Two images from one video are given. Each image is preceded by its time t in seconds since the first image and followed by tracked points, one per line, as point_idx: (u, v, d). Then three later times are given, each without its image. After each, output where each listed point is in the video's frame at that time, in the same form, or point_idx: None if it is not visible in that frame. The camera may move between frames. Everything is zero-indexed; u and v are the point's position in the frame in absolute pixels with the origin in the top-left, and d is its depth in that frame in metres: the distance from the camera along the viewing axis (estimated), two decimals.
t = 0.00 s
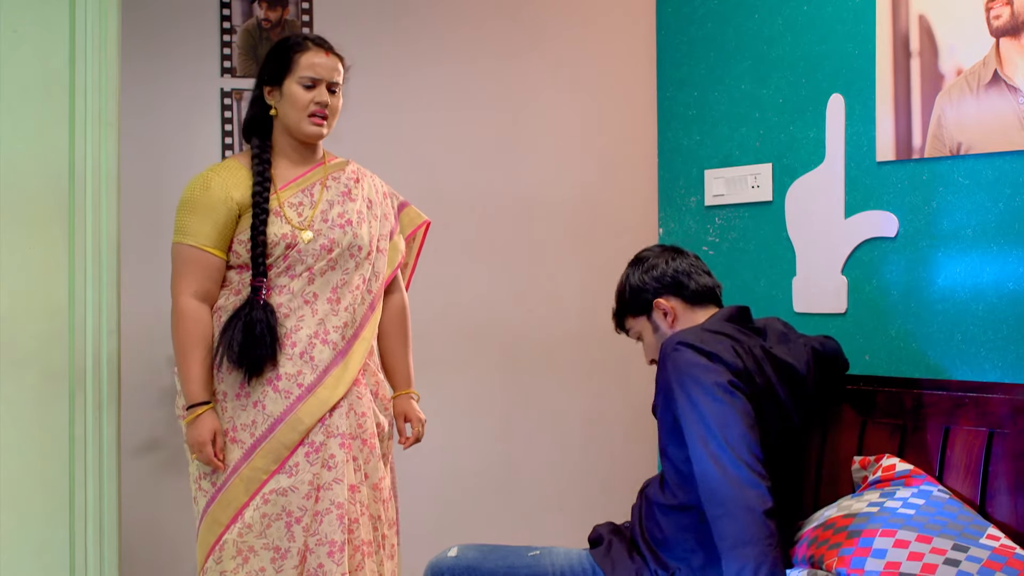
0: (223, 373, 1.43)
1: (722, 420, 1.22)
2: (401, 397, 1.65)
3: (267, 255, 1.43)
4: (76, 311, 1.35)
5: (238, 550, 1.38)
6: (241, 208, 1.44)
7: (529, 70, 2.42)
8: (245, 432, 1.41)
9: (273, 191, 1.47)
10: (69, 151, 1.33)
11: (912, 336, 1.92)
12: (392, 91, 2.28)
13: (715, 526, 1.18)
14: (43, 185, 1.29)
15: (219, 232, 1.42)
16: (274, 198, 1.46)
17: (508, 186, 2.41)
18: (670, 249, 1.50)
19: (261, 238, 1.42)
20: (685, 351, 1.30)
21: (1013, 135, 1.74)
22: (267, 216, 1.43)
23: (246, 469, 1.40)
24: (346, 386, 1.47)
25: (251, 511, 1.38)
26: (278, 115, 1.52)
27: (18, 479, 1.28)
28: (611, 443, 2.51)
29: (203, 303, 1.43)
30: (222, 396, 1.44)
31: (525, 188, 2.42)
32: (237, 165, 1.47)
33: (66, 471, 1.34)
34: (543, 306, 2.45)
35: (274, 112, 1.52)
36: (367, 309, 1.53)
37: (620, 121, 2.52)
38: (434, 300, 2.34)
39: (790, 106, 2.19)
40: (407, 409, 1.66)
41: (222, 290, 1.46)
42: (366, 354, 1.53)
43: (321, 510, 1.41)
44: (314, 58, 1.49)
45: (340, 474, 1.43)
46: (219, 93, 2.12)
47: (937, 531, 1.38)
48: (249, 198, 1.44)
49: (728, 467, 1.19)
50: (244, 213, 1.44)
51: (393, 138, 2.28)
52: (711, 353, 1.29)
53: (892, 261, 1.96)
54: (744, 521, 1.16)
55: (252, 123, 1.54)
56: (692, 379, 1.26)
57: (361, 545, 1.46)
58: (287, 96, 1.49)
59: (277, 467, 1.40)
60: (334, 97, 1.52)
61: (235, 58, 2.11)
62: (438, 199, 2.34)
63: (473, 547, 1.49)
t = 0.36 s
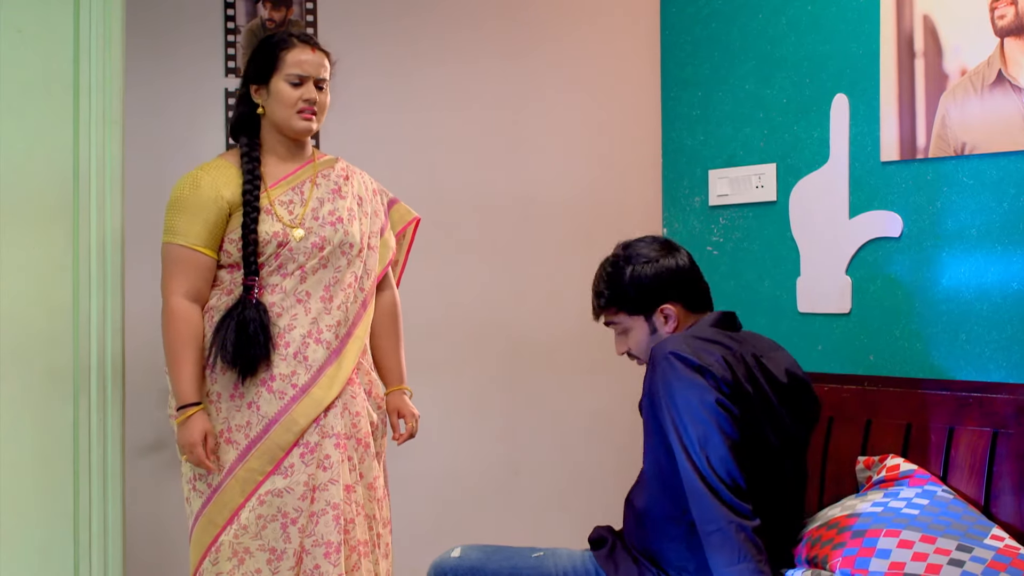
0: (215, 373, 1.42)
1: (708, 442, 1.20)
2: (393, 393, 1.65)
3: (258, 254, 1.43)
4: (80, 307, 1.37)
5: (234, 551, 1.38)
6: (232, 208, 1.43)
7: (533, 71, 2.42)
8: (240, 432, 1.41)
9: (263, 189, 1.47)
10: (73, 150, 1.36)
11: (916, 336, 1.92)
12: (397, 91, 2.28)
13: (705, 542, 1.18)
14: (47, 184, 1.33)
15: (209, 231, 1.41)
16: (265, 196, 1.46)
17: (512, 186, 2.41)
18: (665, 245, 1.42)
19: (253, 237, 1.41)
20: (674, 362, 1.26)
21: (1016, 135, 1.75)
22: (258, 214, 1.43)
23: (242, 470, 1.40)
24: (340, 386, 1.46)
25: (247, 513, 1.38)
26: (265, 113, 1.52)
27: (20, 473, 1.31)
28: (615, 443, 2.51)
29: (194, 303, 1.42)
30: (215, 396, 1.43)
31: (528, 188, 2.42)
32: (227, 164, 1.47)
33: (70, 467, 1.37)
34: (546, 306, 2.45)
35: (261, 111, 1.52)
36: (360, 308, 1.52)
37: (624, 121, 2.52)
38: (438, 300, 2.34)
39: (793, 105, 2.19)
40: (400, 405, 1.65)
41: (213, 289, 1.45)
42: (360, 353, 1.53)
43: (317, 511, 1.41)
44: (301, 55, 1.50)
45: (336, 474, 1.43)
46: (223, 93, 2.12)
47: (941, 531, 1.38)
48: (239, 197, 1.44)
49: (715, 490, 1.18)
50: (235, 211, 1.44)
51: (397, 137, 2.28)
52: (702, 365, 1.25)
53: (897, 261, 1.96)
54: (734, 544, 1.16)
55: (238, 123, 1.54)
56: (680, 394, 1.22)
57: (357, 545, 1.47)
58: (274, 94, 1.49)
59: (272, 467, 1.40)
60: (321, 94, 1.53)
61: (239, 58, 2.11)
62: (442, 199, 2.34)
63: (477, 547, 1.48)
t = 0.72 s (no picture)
0: (215, 373, 1.42)
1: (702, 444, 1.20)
2: (388, 392, 1.66)
3: (256, 253, 1.43)
4: (84, 308, 1.38)
5: (236, 552, 1.38)
6: (228, 207, 1.42)
7: (536, 71, 2.42)
8: (240, 433, 1.41)
9: (259, 189, 1.46)
10: (77, 151, 1.37)
11: (919, 336, 1.92)
12: (400, 92, 2.28)
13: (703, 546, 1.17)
14: (52, 184, 1.33)
15: (205, 230, 1.40)
16: (261, 195, 1.45)
17: (515, 186, 2.41)
18: (650, 243, 1.44)
19: (250, 235, 1.41)
20: (662, 368, 1.25)
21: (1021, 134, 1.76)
22: (255, 213, 1.42)
23: (244, 470, 1.39)
24: (341, 385, 1.47)
25: (248, 513, 1.38)
26: (259, 113, 1.51)
27: (25, 474, 1.30)
28: (619, 444, 2.50)
29: (191, 303, 1.41)
30: (215, 397, 1.43)
31: (532, 189, 2.42)
32: (221, 163, 1.46)
33: (73, 469, 1.37)
34: (549, 306, 2.45)
35: (254, 110, 1.52)
36: (357, 307, 1.52)
37: (627, 121, 2.52)
38: (442, 300, 2.34)
39: (797, 106, 2.19)
40: (395, 404, 1.67)
41: (210, 289, 1.44)
42: (358, 351, 1.53)
43: (319, 511, 1.41)
44: (295, 55, 1.49)
45: (337, 474, 1.43)
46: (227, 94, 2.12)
47: (945, 531, 1.38)
48: (235, 197, 1.43)
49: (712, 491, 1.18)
50: (232, 210, 1.43)
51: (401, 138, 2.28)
52: (691, 367, 1.25)
53: (901, 261, 1.96)
54: (733, 545, 1.15)
55: (233, 122, 1.54)
56: (670, 399, 1.22)
57: (358, 546, 1.47)
58: (268, 95, 1.49)
59: (274, 468, 1.40)
60: (315, 95, 1.52)
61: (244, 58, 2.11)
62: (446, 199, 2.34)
63: (480, 548, 1.48)
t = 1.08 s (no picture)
0: (216, 376, 1.41)
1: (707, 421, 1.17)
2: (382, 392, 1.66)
3: (256, 254, 1.43)
4: (85, 309, 1.38)
5: (241, 555, 1.37)
6: (226, 208, 1.42)
7: (538, 72, 2.42)
8: (243, 435, 1.40)
9: (256, 190, 1.46)
10: (79, 152, 1.37)
11: (920, 338, 1.92)
12: (403, 92, 2.28)
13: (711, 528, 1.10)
14: (56, 184, 1.34)
15: (201, 231, 1.39)
16: (258, 197, 1.45)
17: (517, 187, 2.41)
18: (619, 254, 1.47)
19: (250, 237, 1.41)
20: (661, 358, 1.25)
21: None
22: (253, 215, 1.42)
23: (248, 471, 1.39)
24: (343, 386, 1.47)
25: (254, 515, 1.38)
26: (255, 115, 1.50)
27: (28, 476, 1.30)
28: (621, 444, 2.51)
29: (190, 306, 1.40)
30: (216, 399, 1.42)
31: (534, 189, 2.42)
32: (216, 164, 1.45)
33: (75, 469, 1.37)
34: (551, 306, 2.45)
35: (250, 112, 1.51)
36: (355, 307, 1.52)
37: (629, 122, 2.52)
38: (444, 301, 2.33)
39: (799, 107, 2.18)
40: (389, 403, 1.68)
41: (208, 291, 1.43)
42: (356, 352, 1.53)
43: (325, 512, 1.41)
44: (296, 61, 1.48)
45: (342, 475, 1.43)
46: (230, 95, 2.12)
47: (948, 532, 1.38)
48: (233, 198, 1.42)
49: (718, 467, 1.12)
50: (229, 212, 1.42)
51: (403, 139, 2.28)
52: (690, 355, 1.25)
53: (903, 262, 1.96)
54: (742, 523, 1.07)
55: (228, 121, 1.53)
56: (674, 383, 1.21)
57: (363, 545, 1.48)
58: (267, 99, 1.48)
59: (278, 469, 1.40)
60: (313, 101, 1.52)
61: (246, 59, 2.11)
62: (448, 200, 2.34)
63: (483, 549, 1.48)
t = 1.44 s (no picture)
0: (218, 377, 1.40)
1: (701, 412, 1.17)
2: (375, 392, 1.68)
3: (259, 256, 1.42)
4: (87, 309, 1.37)
5: (245, 555, 1.37)
6: (229, 209, 1.41)
7: (539, 73, 2.42)
8: (247, 436, 1.40)
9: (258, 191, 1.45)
10: (80, 152, 1.36)
11: (921, 338, 1.92)
12: (404, 93, 2.28)
13: (699, 516, 1.11)
14: (58, 184, 1.33)
15: (202, 232, 1.38)
16: (261, 198, 1.45)
17: (518, 187, 2.41)
18: (613, 258, 1.47)
19: (254, 240, 1.40)
20: (657, 352, 1.26)
21: None
22: (257, 219, 1.42)
23: (251, 472, 1.39)
24: (345, 386, 1.47)
25: (258, 515, 1.37)
26: (257, 126, 1.49)
27: (30, 477, 1.30)
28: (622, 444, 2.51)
29: (190, 306, 1.39)
30: (218, 400, 1.41)
31: (535, 190, 2.43)
32: (217, 164, 1.44)
33: (77, 470, 1.37)
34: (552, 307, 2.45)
35: (253, 122, 1.49)
36: (353, 308, 1.53)
37: (630, 122, 2.52)
38: (445, 302, 2.33)
39: (800, 108, 2.18)
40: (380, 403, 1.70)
41: (208, 292, 1.42)
42: (355, 352, 1.53)
43: (330, 512, 1.42)
44: (298, 70, 1.47)
45: (346, 475, 1.44)
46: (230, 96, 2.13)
47: (949, 533, 1.38)
48: (236, 198, 1.42)
49: (708, 457, 1.13)
50: (232, 213, 1.42)
51: (404, 139, 2.28)
52: (687, 351, 1.26)
53: (904, 263, 1.96)
54: (728, 512, 1.08)
55: (226, 127, 1.51)
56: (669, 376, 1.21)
57: (367, 545, 1.49)
58: (270, 109, 1.47)
59: (282, 469, 1.40)
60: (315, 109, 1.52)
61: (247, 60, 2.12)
62: (449, 200, 2.34)
63: (484, 550, 1.48)
